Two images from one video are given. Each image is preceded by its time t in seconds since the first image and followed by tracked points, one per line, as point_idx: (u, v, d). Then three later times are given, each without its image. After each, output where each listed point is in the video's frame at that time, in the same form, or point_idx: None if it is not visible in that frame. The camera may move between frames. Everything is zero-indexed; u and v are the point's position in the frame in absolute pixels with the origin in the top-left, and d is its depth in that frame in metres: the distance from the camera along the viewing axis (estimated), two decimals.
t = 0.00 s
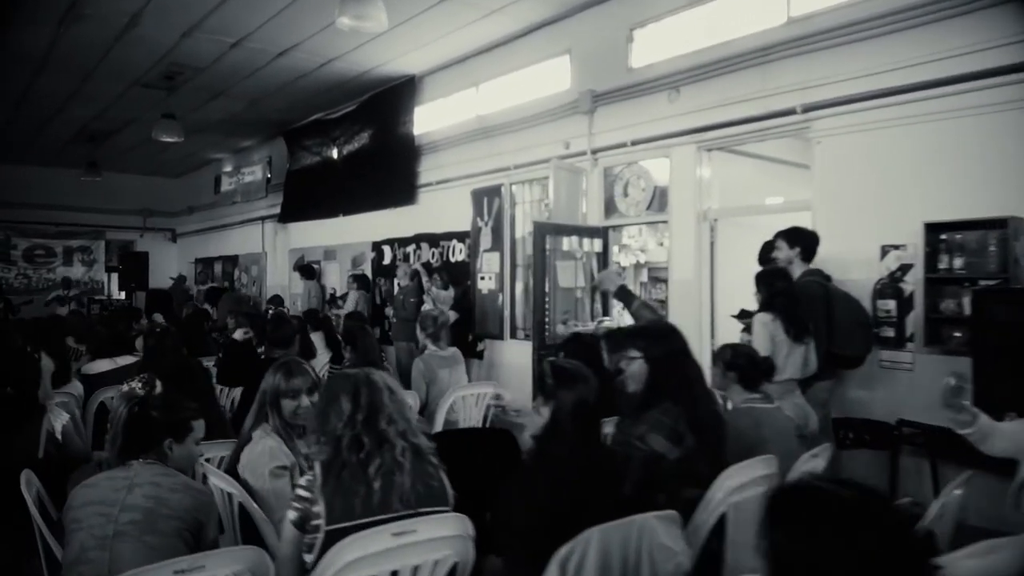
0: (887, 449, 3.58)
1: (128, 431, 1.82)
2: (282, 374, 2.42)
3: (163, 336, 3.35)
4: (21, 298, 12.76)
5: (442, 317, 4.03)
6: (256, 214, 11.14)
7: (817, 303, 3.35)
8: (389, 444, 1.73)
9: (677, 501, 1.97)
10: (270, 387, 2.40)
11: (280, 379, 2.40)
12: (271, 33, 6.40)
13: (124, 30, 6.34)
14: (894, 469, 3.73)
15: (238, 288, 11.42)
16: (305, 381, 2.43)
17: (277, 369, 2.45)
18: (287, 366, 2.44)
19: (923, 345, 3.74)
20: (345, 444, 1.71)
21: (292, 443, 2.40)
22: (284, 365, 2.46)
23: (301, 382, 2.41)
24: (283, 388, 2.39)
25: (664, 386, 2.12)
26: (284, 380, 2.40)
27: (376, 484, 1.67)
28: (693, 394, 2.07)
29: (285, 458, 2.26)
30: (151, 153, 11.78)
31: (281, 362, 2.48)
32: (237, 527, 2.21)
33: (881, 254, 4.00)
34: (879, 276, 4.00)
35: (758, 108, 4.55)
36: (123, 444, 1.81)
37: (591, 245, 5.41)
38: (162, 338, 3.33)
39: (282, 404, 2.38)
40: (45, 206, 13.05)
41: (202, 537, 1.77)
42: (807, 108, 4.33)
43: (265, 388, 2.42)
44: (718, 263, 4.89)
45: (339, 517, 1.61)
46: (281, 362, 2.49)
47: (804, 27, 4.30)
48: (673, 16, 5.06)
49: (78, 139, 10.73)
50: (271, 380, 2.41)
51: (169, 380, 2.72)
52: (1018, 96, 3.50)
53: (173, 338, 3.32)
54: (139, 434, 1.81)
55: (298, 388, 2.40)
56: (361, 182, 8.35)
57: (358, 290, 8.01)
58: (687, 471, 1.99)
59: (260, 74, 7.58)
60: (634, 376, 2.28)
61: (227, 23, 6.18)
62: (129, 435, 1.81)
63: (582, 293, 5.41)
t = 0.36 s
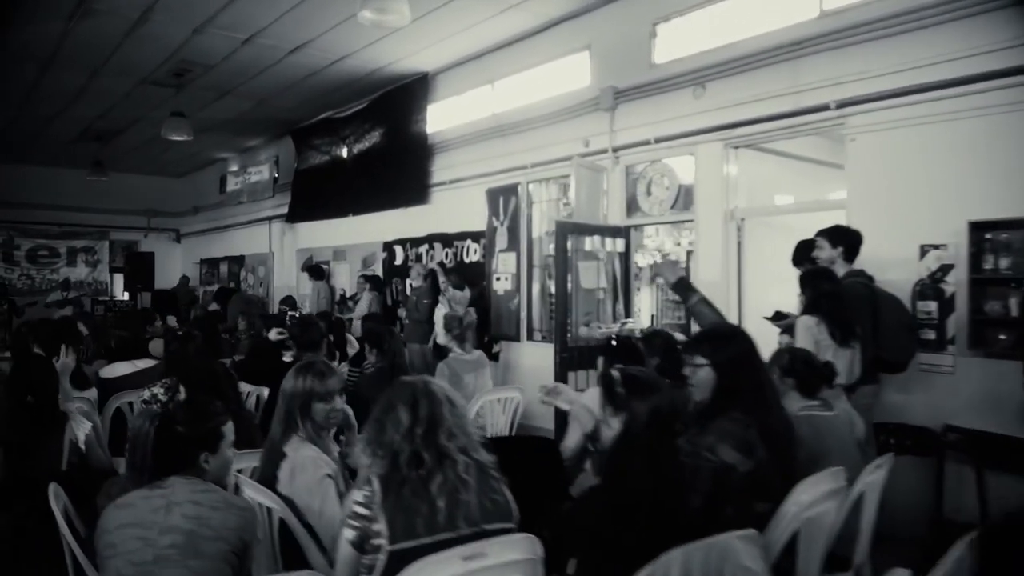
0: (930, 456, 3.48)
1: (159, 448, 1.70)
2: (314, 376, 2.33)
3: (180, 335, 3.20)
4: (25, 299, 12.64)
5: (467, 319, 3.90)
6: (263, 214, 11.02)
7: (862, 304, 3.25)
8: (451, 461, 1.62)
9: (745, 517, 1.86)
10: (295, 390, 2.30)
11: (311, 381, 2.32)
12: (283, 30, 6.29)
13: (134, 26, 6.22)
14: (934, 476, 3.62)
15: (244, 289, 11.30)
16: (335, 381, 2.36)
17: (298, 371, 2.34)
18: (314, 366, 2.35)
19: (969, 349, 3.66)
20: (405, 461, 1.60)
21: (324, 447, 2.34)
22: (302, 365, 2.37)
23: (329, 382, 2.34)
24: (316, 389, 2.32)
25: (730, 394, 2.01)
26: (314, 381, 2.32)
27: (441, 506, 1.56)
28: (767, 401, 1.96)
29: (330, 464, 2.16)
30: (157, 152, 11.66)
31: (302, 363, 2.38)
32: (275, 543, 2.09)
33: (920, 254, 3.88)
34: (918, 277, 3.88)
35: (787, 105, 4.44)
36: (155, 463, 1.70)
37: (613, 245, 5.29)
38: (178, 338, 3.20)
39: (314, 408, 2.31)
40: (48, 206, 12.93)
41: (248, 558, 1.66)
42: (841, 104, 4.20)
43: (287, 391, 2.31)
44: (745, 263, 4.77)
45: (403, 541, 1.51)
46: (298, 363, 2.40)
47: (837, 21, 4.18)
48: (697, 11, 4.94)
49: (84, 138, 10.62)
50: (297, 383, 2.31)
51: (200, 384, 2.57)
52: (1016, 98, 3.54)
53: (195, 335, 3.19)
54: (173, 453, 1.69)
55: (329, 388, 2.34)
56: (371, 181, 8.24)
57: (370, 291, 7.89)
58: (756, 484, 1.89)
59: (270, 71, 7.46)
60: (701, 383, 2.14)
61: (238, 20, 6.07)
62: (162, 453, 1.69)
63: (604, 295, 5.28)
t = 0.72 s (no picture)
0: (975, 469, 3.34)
1: (190, 472, 1.57)
2: (337, 392, 2.18)
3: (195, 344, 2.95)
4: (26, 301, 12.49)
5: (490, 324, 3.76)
6: (269, 215, 10.88)
7: (908, 309, 3.13)
8: (517, 492, 1.37)
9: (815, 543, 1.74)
10: (328, 410, 2.13)
11: (343, 399, 2.17)
12: (294, 26, 6.15)
13: (141, 22, 6.09)
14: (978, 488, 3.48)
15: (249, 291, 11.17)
16: (366, 396, 2.23)
17: (324, 388, 2.19)
18: (341, 382, 2.21)
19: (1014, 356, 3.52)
20: (465, 492, 1.35)
21: (355, 469, 2.16)
22: (326, 382, 2.22)
23: (360, 399, 2.20)
24: (350, 407, 2.17)
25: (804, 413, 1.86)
26: (346, 399, 2.17)
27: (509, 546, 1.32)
28: (839, 417, 1.83)
29: (358, 494, 2.06)
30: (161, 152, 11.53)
31: (328, 379, 2.22)
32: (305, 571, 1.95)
33: (960, 258, 3.75)
34: (958, 280, 3.75)
35: (819, 103, 4.31)
36: (186, 487, 1.57)
37: (634, 247, 5.15)
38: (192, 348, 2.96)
39: (349, 427, 2.15)
40: (50, 206, 12.80)
41: None
42: (875, 102, 4.07)
43: (314, 410, 2.15)
44: (772, 266, 4.64)
45: None
46: (322, 379, 2.24)
47: (874, 16, 4.04)
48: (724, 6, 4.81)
49: (87, 137, 10.49)
50: (328, 402, 2.15)
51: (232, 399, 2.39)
52: None
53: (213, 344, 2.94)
54: (205, 478, 1.57)
55: (362, 404, 2.20)
56: (380, 182, 8.11)
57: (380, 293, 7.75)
58: (829, 507, 1.77)
59: (279, 70, 7.33)
60: (773, 397, 2.00)
61: (249, 16, 5.94)
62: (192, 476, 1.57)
63: (624, 298, 5.14)
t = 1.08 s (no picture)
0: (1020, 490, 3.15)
1: (237, 534, 1.71)
2: (344, 424, 1.99)
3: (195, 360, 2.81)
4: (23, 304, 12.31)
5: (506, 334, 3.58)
6: (270, 217, 10.70)
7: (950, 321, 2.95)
8: (571, 555, 1.19)
9: None
10: (333, 441, 1.96)
11: (352, 431, 1.98)
12: (296, 25, 5.98)
13: (139, 20, 5.91)
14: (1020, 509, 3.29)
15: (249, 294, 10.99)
16: (378, 430, 2.04)
17: (333, 417, 2.01)
18: (352, 413, 2.03)
19: None
20: (512, 556, 1.19)
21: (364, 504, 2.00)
22: (336, 411, 2.04)
23: (369, 434, 2.01)
24: (358, 441, 1.98)
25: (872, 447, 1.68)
26: (353, 432, 1.98)
27: None
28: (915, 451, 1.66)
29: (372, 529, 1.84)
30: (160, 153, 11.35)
31: (337, 408, 2.05)
32: None
33: (998, 266, 3.57)
34: (996, 289, 3.57)
35: (845, 103, 4.14)
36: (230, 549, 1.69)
37: (650, 252, 4.97)
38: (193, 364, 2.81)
39: (353, 463, 1.98)
40: (48, 207, 12.62)
41: None
42: (906, 102, 3.89)
43: (321, 439, 1.99)
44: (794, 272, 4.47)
45: None
46: (330, 407, 2.07)
47: (903, 12, 3.87)
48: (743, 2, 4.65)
49: (85, 138, 10.32)
50: (334, 433, 1.97)
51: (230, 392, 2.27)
52: None
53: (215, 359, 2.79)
54: (244, 540, 1.68)
55: (371, 440, 2.00)
56: (383, 184, 7.93)
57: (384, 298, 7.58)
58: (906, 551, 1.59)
59: (280, 69, 7.16)
60: (835, 427, 1.81)
61: (249, 14, 5.76)
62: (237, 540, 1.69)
63: (639, 305, 4.97)
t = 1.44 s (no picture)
0: None
1: None
2: (367, 467, 1.85)
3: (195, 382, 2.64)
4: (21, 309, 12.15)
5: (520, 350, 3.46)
6: (271, 221, 10.56)
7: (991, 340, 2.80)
8: None
9: None
10: (354, 484, 1.81)
11: (378, 475, 1.84)
12: (299, 27, 5.84)
13: (138, 23, 5.77)
14: None
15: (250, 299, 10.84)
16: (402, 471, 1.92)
17: (352, 460, 1.86)
18: (377, 455, 1.89)
19: None
20: None
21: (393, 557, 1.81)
22: (355, 453, 1.89)
23: (392, 477, 1.87)
24: (383, 486, 1.85)
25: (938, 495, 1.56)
26: (377, 475, 1.84)
27: None
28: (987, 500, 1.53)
29: None
30: (159, 156, 11.22)
31: (358, 449, 1.90)
32: None
33: None
34: None
35: (870, 109, 4.01)
36: None
37: (665, 261, 4.83)
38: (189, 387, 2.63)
39: (377, 508, 1.84)
40: (45, 211, 12.45)
41: None
42: (934, 109, 3.75)
43: (344, 484, 1.83)
44: (814, 285, 4.34)
45: None
46: (349, 447, 1.91)
47: (931, 17, 3.73)
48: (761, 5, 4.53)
49: (83, 141, 10.18)
50: (358, 478, 1.82)
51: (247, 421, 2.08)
52: None
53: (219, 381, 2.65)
54: None
55: (395, 483, 1.88)
56: (387, 189, 7.79)
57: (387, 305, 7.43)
58: None
59: (283, 72, 7.03)
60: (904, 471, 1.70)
61: (251, 17, 5.63)
62: None
63: (653, 316, 4.83)
